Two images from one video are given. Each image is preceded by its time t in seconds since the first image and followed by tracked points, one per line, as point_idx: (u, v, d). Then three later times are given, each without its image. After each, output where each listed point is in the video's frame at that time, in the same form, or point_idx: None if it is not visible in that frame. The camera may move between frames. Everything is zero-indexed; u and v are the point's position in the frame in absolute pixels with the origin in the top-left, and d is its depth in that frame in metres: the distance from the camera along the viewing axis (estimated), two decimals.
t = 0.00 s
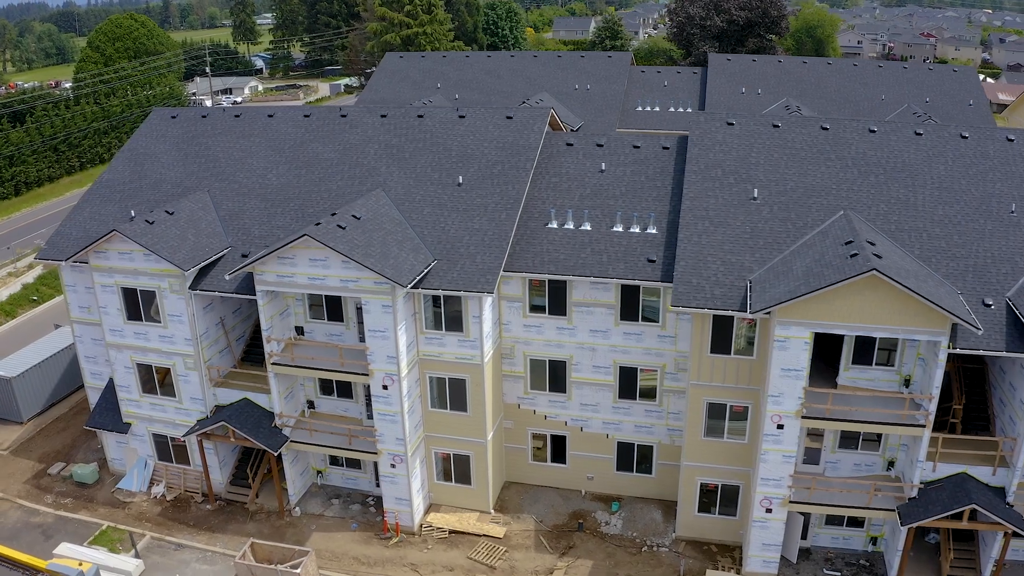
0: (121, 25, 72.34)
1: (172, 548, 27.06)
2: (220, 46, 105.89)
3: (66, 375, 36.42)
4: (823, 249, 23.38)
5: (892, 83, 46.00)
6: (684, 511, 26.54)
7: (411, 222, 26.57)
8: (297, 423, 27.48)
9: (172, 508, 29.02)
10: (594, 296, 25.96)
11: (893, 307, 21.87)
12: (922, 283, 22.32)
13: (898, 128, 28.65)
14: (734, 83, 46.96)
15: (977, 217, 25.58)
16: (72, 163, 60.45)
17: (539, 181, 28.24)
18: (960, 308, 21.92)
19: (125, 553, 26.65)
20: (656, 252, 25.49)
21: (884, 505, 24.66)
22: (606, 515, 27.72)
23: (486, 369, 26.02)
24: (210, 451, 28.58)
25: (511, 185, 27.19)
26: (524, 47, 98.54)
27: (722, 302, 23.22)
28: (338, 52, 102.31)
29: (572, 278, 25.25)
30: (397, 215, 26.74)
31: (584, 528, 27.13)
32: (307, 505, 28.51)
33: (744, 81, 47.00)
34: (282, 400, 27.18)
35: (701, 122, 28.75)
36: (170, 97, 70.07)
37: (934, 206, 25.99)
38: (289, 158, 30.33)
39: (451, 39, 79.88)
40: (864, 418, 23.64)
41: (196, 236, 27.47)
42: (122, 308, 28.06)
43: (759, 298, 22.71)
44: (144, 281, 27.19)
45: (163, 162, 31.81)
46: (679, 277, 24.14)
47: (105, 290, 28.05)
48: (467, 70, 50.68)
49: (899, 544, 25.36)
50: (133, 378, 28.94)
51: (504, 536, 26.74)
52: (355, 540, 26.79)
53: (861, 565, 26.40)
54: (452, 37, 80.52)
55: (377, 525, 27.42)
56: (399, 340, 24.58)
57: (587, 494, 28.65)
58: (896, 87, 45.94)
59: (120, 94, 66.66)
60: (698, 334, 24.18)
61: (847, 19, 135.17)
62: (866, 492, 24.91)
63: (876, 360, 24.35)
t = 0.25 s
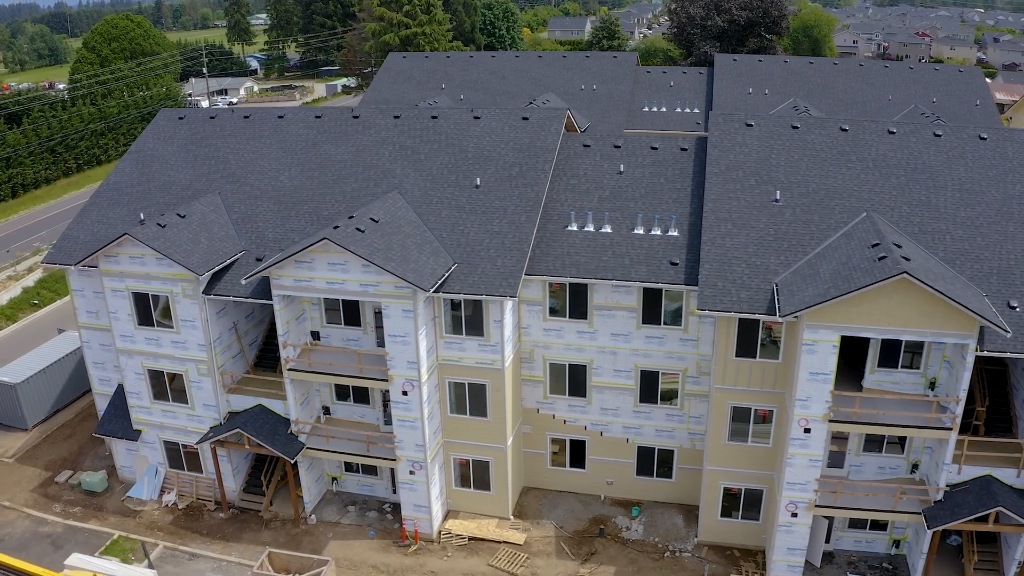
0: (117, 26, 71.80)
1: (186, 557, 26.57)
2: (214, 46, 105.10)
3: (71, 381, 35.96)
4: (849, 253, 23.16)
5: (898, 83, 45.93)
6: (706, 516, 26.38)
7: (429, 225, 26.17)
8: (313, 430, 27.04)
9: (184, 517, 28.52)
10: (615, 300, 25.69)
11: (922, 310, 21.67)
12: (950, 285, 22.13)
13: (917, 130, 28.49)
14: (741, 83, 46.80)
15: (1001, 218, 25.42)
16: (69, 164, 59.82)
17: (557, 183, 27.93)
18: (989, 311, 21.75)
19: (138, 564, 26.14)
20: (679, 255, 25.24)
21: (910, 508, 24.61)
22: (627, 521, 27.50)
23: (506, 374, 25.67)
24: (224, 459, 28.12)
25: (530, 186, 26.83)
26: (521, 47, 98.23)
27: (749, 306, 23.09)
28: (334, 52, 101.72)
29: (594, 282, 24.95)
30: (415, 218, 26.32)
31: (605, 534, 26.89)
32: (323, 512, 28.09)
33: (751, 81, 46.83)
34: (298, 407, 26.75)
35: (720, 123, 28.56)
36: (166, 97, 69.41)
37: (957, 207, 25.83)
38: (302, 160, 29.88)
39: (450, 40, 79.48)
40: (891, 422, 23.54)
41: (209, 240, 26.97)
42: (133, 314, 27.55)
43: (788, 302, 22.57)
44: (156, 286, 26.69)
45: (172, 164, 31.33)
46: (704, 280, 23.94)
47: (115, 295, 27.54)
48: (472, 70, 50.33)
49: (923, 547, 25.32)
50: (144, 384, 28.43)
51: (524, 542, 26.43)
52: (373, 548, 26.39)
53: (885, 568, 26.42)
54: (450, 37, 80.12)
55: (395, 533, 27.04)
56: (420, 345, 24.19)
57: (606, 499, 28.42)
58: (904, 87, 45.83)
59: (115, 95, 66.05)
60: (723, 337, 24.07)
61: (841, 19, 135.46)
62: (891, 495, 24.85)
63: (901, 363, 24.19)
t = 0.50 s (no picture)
0: (113, 27, 71.54)
1: (201, 567, 26.08)
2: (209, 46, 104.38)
3: (76, 387, 35.52)
4: (876, 255, 22.94)
5: (905, 84, 45.89)
6: (729, 520, 26.22)
7: (447, 228, 25.78)
8: (330, 436, 26.60)
9: (198, 525, 28.03)
10: (638, 303, 25.41)
11: (952, 313, 21.48)
12: (980, 288, 21.93)
13: (937, 131, 28.32)
14: (748, 84, 46.64)
15: None
16: (66, 166, 59.12)
17: (576, 185, 27.62)
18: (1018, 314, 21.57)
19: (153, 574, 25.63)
20: (702, 258, 25.00)
21: (936, 511, 24.52)
22: (648, 525, 27.29)
23: (527, 378, 25.33)
24: (239, 466, 27.64)
25: (550, 188, 26.48)
26: (518, 48, 97.93)
27: (776, 309, 22.90)
28: (330, 52, 101.12)
29: (617, 285, 24.66)
30: (433, 220, 25.92)
31: (627, 540, 26.66)
32: (339, 520, 27.67)
33: (758, 82, 46.68)
34: (315, 413, 26.30)
35: (739, 124, 28.37)
36: (163, 98, 68.89)
37: (979, 209, 25.66)
38: (315, 161, 29.45)
39: (449, 40, 79.10)
40: (917, 425, 23.39)
41: (223, 243, 26.49)
42: (145, 319, 27.03)
43: (817, 305, 22.38)
44: (169, 291, 26.18)
45: (182, 167, 30.86)
46: (729, 283, 23.71)
47: (126, 300, 27.02)
48: (477, 70, 49.99)
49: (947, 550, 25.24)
50: (156, 391, 27.93)
51: (546, 549, 26.12)
52: (392, 557, 25.98)
53: (908, 571, 26.32)
54: (449, 37, 79.74)
55: (414, 540, 26.65)
56: (442, 350, 23.81)
57: (626, 504, 28.20)
58: (911, 87, 45.72)
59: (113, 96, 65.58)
60: (750, 340, 23.97)
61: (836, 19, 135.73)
62: (917, 498, 24.76)
63: (927, 366, 24.02)
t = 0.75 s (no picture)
0: (110, 27, 71.26)
1: None
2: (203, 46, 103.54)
3: (82, 393, 35.00)
4: (904, 258, 22.73)
5: (912, 84, 45.84)
6: (753, 525, 26.04)
7: (467, 231, 25.38)
8: (348, 443, 26.19)
9: (212, 534, 27.55)
10: (661, 307, 25.13)
11: (982, 316, 21.30)
12: (1010, 291, 21.74)
13: (956, 132, 28.16)
14: (755, 84, 46.48)
15: None
16: (63, 167, 58.29)
17: (595, 187, 27.33)
18: None
19: None
20: (726, 260, 24.76)
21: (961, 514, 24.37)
22: (670, 531, 27.11)
23: (550, 383, 25.01)
24: (254, 474, 27.19)
25: (570, 191, 26.12)
26: (515, 48, 97.59)
27: (804, 312, 22.69)
28: (326, 53, 100.45)
29: (640, 288, 24.37)
30: (452, 223, 25.51)
31: (650, 545, 26.46)
32: (357, 528, 27.28)
33: (766, 82, 46.52)
34: (333, 419, 25.89)
35: (758, 126, 28.16)
36: (161, 98, 68.26)
37: (1003, 211, 25.49)
38: (329, 163, 29.01)
39: (447, 40, 78.68)
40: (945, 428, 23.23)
41: (238, 247, 26.00)
42: (158, 324, 26.50)
43: (846, 308, 22.19)
44: (183, 296, 25.64)
45: (193, 169, 30.36)
46: (755, 286, 23.48)
47: (138, 305, 26.45)
48: (482, 71, 49.62)
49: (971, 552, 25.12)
50: (169, 398, 27.42)
51: (568, 555, 25.83)
52: (412, 565, 25.60)
53: (932, 574, 26.20)
54: (448, 37, 79.29)
55: (434, 548, 26.29)
56: (465, 356, 23.46)
57: (647, 509, 28.00)
58: (918, 88, 45.64)
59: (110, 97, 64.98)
60: (776, 344, 23.73)
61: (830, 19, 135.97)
62: (942, 500, 24.63)
63: (953, 368, 23.86)
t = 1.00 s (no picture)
0: (106, 28, 70.79)
1: None
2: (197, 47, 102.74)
3: (89, 399, 34.45)
4: (931, 260, 22.55)
5: (918, 84, 45.79)
6: (777, 529, 25.88)
7: (487, 234, 25.03)
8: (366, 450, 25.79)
9: (227, 544, 27.09)
10: (684, 310, 24.89)
11: (1012, 318, 21.14)
12: None
13: (975, 133, 28.03)
14: (762, 84, 46.37)
15: None
16: (60, 169, 57.66)
17: (614, 189, 27.05)
18: None
19: None
20: (750, 263, 24.54)
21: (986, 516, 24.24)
22: (692, 535, 26.90)
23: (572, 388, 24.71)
24: (270, 482, 26.76)
25: (591, 193, 25.82)
26: (512, 48, 97.30)
27: (832, 315, 22.51)
28: (321, 53, 99.81)
29: (664, 292, 24.11)
30: (472, 226, 25.15)
31: (672, 551, 26.24)
32: (375, 535, 26.89)
33: (772, 82, 46.40)
34: (352, 426, 25.49)
35: (777, 127, 27.97)
36: (158, 99, 67.69)
37: None
38: (343, 165, 28.60)
39: (446, 40, 78.33)
40: (971, 431, 23.09)
41: (253, 251, 25.54)
42: (171, 330, 25.98)
43: (875, 312, 22.01)
44: (198, 301, 25.13)
45: (203, 172, 29.88)
46: (781, 289, 23.27)
47: (151, 311, 25.92)
48: (487, 71, 49.29)
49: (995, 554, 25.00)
50: (182, 405, 26.94)
51: (591, 562, 25.56)
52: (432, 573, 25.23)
53: None
54: (446, 38, 78.95)
55: (454, 555, 25.94)
56: (488, 361, 23.12)
57: (667, 514, 27.80)
58: (925, 88, 45.60)
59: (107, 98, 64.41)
60: (801, 348, 23.53)
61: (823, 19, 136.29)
62: (967, 503, 24.50)
63: (979, 371, 23.70)
